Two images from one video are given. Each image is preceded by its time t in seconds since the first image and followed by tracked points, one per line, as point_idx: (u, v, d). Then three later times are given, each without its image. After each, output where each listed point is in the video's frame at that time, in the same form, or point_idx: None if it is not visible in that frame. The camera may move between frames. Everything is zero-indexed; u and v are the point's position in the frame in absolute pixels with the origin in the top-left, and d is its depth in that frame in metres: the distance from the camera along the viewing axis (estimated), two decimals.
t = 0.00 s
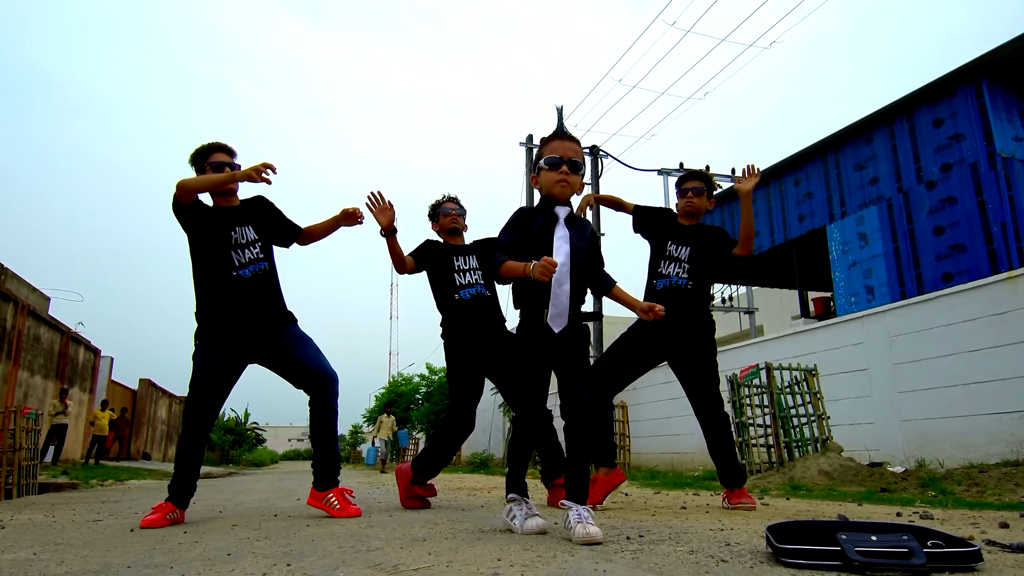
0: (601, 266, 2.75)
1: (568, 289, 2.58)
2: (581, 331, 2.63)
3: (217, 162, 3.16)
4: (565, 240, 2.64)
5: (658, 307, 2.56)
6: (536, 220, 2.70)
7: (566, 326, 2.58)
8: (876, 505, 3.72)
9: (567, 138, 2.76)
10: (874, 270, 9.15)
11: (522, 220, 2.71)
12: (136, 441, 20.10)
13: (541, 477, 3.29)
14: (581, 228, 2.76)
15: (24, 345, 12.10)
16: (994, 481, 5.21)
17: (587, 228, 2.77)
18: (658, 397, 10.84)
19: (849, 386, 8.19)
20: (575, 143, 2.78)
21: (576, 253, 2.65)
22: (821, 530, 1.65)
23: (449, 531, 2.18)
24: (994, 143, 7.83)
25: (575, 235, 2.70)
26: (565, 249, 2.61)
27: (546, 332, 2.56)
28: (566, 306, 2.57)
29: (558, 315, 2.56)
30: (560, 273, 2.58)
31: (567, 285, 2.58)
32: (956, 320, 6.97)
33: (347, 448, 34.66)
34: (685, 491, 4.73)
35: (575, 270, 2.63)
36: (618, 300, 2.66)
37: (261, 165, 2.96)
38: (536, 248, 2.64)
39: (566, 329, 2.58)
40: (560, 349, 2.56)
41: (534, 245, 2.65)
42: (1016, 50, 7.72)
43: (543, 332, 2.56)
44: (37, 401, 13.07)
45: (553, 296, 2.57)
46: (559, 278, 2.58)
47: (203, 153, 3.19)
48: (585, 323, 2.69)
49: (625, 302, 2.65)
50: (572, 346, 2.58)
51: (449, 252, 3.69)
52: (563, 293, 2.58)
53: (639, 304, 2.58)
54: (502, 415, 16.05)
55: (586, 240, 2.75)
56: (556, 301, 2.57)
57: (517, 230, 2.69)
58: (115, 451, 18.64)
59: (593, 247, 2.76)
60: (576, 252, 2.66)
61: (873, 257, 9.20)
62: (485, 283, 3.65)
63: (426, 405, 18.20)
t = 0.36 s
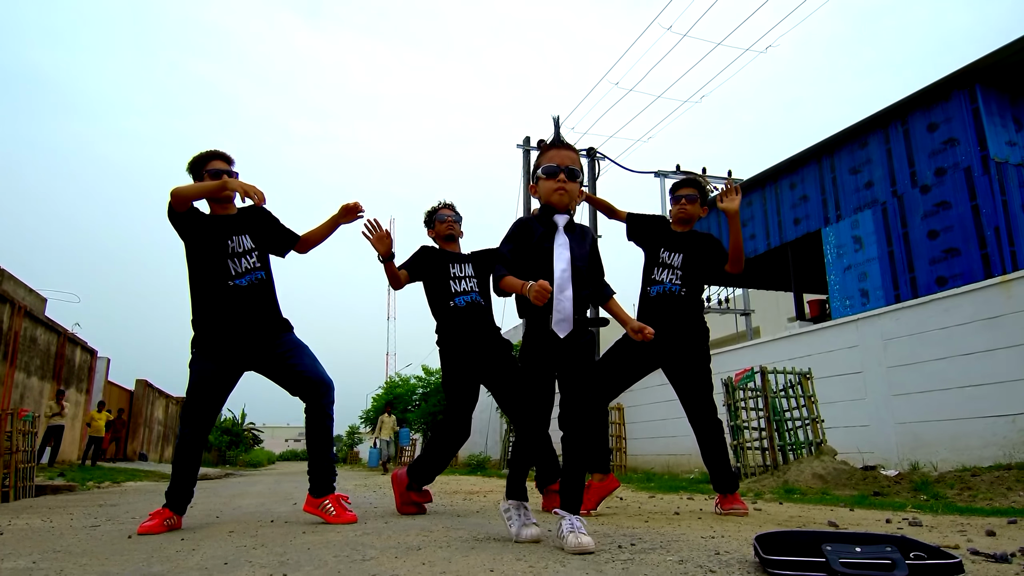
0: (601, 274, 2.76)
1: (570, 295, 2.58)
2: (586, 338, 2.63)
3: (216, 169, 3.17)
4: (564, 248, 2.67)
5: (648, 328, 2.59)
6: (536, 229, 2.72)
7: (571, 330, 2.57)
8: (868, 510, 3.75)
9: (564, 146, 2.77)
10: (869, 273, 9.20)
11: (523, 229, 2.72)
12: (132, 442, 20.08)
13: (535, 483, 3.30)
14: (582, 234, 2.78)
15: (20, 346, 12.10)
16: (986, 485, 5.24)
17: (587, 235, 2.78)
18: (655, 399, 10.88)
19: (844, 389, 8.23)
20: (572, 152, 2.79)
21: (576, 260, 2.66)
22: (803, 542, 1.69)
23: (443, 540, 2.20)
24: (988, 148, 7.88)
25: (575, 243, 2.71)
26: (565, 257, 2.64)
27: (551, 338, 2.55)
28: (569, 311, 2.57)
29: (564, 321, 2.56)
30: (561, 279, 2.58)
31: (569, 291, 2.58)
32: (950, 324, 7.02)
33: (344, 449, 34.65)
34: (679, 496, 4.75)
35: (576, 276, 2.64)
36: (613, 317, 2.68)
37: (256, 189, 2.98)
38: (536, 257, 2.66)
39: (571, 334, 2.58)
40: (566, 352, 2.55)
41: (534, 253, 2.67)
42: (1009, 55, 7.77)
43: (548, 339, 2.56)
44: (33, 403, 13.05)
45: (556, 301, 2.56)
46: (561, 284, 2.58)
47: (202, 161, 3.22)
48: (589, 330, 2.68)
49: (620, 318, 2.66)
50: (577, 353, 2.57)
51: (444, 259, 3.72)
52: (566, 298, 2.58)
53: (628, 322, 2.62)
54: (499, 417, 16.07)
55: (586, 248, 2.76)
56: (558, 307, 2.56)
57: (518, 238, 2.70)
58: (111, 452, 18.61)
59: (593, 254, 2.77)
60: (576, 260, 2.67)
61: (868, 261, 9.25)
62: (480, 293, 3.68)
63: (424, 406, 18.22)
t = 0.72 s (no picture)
0: (598, 293, 2.77)
1: (569, 311, 2.60)
2: (584, 354, 2.64)
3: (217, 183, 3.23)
4: (564, 264, 2.70)
5: (626, 361, 2.65)
6: (537, 246, 2.76)
7: (570, 346, 2.58)
8: (857, 519, 3.81)
9: (563, 166, 2.83)
10: (864, 279, 9.28)
11: (525, 246, 2.76)
12: (131, 444, 20.11)
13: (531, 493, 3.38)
14: (581, 251, 2.82)
15: (19, 349, 12.13)
16: (977, 493, 5.32)
17: (586, 252, 2.81)
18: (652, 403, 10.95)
19: (839, 395, 8.30)
20: (571, 173, 2.85)
21: (576, 277, 2.69)
22: (785, 558, 1.74)
23: (439, 554, 2.26)
24: (981, 157, 7.98)
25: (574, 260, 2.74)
26: (564, 273, 2.67)
27: (550, 353, 2.57)
28: (569, 326, 2.58)
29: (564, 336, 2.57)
30: (560, 295, 2.61)
31: (569, 306, 2.60)
32: (944, 330, 7.09)
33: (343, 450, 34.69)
34: (673, 503, 4.81)
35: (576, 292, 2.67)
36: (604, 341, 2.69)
37: (253, 202, 3.03)
38: (538, 273, 2.69)
39: (570, 349, 2.59)
40: (563, 370, 2.56)
41: (535, 269, 2.71)
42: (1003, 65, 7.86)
43: (547, 355, 2.57)
44: (32, 406, 13.08)
45: (555, 317, 2.58)
46: (561, 300, 2.60)
47: (205, 176, 3.29)
48: (588, 347, 2.68)
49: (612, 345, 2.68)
50: (574, 370, 2.58)
51: (443, 272, 3.78)
52: (565, 314, 2.59)
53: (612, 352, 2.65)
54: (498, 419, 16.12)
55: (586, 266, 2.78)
56: (558, 323, 2.57)
57: (522, 255, 2.76)
58: (110, 454, 18.63)
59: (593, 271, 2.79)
60: (576, 276, 2.70)
61: (863, 267, 9.32)
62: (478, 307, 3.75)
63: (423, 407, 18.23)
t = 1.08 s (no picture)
0: (590, 314, 2.88)
1: (562, 331, 2.71)
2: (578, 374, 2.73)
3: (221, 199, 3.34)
4: (557, 287, 2.81)
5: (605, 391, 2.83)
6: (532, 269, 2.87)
7: (562, 365, 2.68)
8: (844, 528, 3.92)
9: (555, 197, 2.96)
10: (859, 286, 9.38)
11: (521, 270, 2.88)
12: (133, 447, 20.22)
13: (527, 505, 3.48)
14: (574, 276, 2.92)
15: (24, 353, 12.24)
16: (967, 500, 5.42)
17: (579, 275, 2.92)
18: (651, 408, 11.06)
19: (834, 401, 8.38)
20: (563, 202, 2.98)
21: (568, 299, 2.80)
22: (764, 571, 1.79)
23: (437, 567, 2.36)
24: (974, 167, 8.09)
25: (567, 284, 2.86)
26: (557, 296, 2.78)
27: (543, 372, 2.67)
28: (561, 346, 2.68)
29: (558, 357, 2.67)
30: (553, 316, 2.72)
31: (561, 327, 2.71)
32: (937, 338, 7.18)
33: (343, 453, 34.80)
34: (667, 511, 4.92)
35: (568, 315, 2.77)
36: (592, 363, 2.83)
37: (262, 207, 3.14)
38: (532, 295, 2.81)
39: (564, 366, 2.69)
40: (556, 389, 2.66)
41: (530, 292, 2.82)
42: (995, 76, 7.97)
43: (540, 373, 2.67)
44: (36, 410, 13.20)
45: (548, 337, 2.69)
46: (552, 321, 2.72)
47: (212, 196, 3.40)
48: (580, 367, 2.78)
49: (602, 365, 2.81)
50: (566, 389, 2.67)
51: (442, 287, 3.87)
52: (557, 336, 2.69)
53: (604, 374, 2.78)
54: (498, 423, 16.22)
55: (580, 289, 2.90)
56: (551, 343, 2.68)
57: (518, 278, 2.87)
58: (112, 457, 18.73)
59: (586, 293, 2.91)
60: (568, 298, 2.81)
61: (858, 274, 9.42)
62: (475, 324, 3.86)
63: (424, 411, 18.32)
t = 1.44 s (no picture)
0: (591, 328, 3.04)
1: (558, 346, 2.85)
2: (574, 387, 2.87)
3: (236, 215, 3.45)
4: (553, 306, 2.96)
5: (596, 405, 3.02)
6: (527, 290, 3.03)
7: (560, 380, 2.81)
8: (833, 532, 4.05)
9: (552, 220, 3.08)
10: (855, 292, 9.51)
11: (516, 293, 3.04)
12: (135, 449, 20.34)
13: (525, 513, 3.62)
14: (570, 293, 3.06)
15: (28, 356, 12.36)
16: (957, 505, 5.56)
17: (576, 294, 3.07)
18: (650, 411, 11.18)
19: (831, 405, 8.47)
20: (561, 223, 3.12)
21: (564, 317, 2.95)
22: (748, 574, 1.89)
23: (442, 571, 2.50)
24: (967, 175, 8.22)
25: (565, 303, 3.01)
26: (553, 315, 2.93)
27: (541, 386, 2.79)
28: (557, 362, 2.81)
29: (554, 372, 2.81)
30: (550, 333, 2.87)
31: (557, 343, 2.85)
32: (930, 344, 7.28)
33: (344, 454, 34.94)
34: (662, 515, 5.05)
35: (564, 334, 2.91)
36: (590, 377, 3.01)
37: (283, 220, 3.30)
38: (528, 315, 2.96)
39: (562, 380, 2.83)
40: (554, 401, 2.78)
41: (526, 312, 2.98)
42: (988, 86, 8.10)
43: (539, 387, 2.79)
44: (41, 412, 13.33)
45: (545, 354, 2.83)
46: (549, 338, 2.86)
47: (227, 213, 3.53)
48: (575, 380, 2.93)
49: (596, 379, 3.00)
50: (564, 402, 2.81)
51: (445, 299, 4.02)
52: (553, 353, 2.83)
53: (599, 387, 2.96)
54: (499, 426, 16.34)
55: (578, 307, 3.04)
56: (546, 359, 2.82)
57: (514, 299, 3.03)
58: (115, 459, 18.85)
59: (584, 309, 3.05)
60: (564, 316, 2.96)
61: (854, 280, 9.56)
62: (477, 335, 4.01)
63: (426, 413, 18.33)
